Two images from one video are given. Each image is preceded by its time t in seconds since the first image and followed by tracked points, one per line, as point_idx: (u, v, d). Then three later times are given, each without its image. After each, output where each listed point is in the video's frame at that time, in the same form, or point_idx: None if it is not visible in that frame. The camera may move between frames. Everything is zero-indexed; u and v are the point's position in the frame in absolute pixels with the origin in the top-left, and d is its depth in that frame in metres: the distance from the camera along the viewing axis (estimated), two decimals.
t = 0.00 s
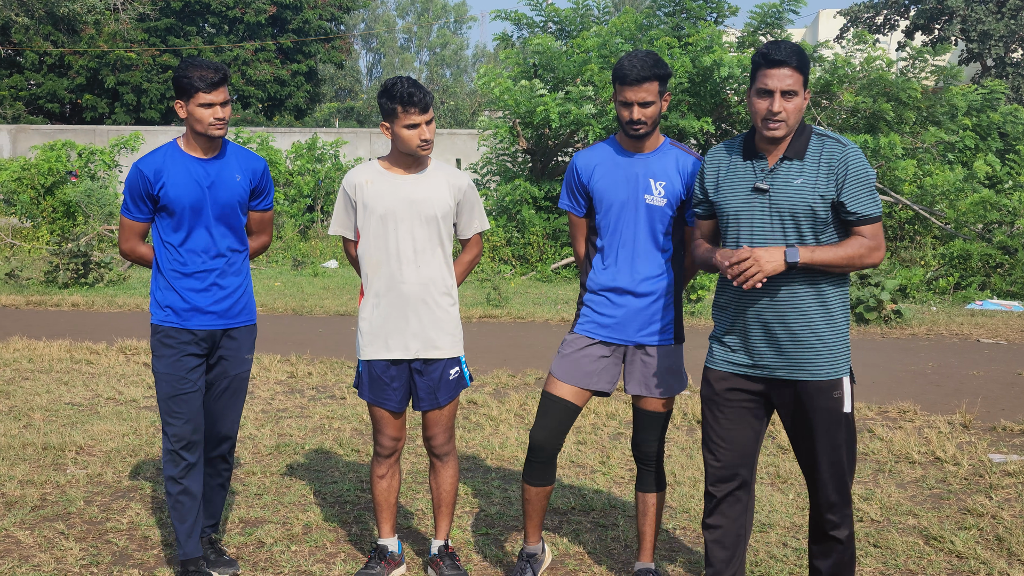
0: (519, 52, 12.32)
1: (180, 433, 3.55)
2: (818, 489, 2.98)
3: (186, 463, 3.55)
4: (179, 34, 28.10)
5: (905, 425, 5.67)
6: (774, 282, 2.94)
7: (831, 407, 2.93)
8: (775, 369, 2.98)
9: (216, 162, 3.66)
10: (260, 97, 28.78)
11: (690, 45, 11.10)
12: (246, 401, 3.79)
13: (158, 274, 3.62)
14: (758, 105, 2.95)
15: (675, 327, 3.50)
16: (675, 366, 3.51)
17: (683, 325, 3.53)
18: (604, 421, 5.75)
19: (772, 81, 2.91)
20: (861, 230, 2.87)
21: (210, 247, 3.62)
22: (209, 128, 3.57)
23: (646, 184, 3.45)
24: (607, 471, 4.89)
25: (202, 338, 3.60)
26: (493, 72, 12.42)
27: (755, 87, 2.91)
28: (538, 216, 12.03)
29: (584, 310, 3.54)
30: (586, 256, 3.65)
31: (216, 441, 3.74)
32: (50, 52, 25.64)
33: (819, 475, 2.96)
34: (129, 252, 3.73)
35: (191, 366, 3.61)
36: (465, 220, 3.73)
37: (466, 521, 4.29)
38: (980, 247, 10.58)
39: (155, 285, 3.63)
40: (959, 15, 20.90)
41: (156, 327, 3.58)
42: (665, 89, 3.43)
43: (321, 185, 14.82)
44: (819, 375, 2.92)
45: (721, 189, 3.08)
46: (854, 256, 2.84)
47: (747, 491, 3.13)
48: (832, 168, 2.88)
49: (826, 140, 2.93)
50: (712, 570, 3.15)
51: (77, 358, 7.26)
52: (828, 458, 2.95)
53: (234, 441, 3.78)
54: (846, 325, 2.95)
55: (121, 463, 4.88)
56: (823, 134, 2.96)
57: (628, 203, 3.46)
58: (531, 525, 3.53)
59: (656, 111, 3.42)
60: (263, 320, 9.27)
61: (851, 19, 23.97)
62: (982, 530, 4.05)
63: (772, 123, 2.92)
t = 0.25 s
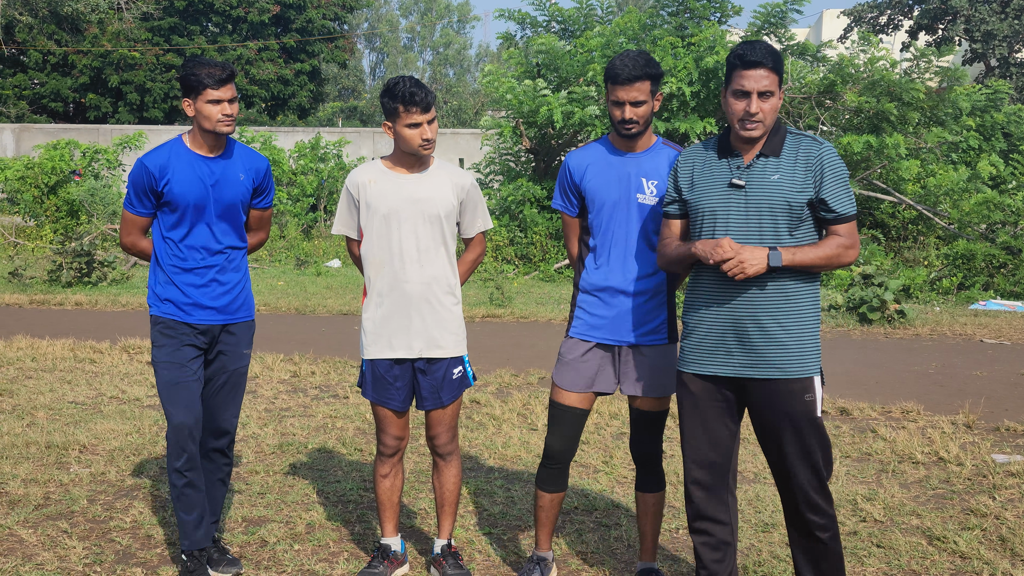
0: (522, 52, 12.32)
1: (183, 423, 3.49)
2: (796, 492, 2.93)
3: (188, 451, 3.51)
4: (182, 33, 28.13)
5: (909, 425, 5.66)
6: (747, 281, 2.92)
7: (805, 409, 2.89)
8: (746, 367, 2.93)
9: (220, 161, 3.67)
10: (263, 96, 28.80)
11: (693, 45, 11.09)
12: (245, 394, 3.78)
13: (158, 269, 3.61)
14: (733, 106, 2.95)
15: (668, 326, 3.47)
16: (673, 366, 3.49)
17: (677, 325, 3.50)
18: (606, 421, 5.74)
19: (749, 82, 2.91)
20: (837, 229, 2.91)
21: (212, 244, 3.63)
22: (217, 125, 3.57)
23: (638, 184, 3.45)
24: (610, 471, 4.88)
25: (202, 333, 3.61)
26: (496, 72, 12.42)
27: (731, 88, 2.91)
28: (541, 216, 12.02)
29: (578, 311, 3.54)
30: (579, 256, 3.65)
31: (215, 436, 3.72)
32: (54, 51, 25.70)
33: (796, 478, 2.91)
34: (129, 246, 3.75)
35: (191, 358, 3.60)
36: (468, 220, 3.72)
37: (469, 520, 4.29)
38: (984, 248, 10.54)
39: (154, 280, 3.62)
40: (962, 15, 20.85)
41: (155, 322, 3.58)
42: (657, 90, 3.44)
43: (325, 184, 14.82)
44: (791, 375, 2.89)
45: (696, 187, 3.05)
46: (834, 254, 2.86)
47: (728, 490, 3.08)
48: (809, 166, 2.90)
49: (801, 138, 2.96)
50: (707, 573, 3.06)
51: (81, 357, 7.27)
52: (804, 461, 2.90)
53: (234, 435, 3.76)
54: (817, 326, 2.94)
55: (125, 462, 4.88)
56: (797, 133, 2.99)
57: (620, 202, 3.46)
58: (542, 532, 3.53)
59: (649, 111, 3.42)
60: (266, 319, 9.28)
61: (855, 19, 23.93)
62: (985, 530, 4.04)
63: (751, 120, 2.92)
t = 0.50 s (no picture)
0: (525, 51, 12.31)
1: (183, 429, 3.57)
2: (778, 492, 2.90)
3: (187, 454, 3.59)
4: (185, 32, 28.14)
5: (912, 425, 5.65)
6: (735, 280, 2.93)
7: (789, 404, 2.89)
8: (736, 367, 2.92)
9: (220, 156, 3.67)
10: (266, 95, 28.81)
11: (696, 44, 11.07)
12: (244, 393, 3.77)
13: (158, 265, 3.60)
14: (716, 105, 2.96)
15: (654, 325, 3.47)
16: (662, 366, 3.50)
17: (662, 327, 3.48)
18: (609, 421, 5.74)
19: (733, 82, 2.92)
20: (815, 229, 2.96)
21: (212, 241, 3.63)
22: (213, 117, 3.58)
23: (620, 182, 3.46)
24: (613, 470, 4.88)
25: (203, 332, 3.61)
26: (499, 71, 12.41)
27: (715, 87, 2.91)
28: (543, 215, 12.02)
29: (564, 312, 3.54)
30: (564, 256, 3.65)
31: (215, 435, 3.71)
32: (57, 50, 25.73)
33: (778, 477, 2.89)
34: (129, 243, 3.72)
35: (192, 359, 3.60)
36: (471, 219, 3.71)
37: (471, 519, 4.28)
38: (988, 247, 10.52)
39: (153, 276, 3.61)
40: (966, 15, 20.79)
41: (156, 320, 3.57)
42: (634, 88, 3.46)
43: (328, 183, 14.81)
44: (777, 369, 2.89)
45: (676, 187, 3.05)
46: (816, 252, 2.91)
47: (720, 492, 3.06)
48: (789, 166, 2.95)
49: (779, 138, 3.01)
50: (705, 573, 3.04)
51: (84, 355, 7.28)
52: (787, 458, 2.89)
53: (234, 433, 3.74)
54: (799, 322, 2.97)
55: (128, 460, 4.89)
56: (774, 133, 3.04)
57: (602, 202, 3.47)
58: (546, 531, 3.53)
59: (626, 109, 3.45)
60: (269, 318, 9.28)
61: (858, 18, 23.88)
62: (988, 530, 4.03)
63: (733, 120, 2.94)
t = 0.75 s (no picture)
0: (527, 50, 12.30)
1: (184, 429, 3.59)
2: (742, 482, 2.87)
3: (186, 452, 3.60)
4: (187, 31, 28.15)
5: (914, 424, 5.64)
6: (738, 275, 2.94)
7: (769, 396, 2.87)
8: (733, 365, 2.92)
9: (220, 153, 3.67)
10: (268, 94, 28.80)
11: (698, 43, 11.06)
12: (245, 391, 3.76)
13: (158, 263, 3.61)
14: (700, 103, 2.96)
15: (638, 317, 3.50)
16: (646, 358, 3.51)
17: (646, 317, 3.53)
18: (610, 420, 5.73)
19: (716, 78, 2.92)
20: (804, 222, 2.99)
21: (212, 238, 3.62)
22: (209, 114, 3.59)
23: (592, 182, 3.46)
24: (614, 469, 4.88)
25: (203, 329, 3.61)
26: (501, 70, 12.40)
27: (699, 85, 2.91)
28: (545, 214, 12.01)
29: (548, 312, 3.54)
30: (543, 258, 3.65)
31: (216, 433, 3.70)
32: (60, 48, 25.76)
33: (744, 466, 2.87)
34: (129, 241, 3.73)
35: (192, 357, 3.61)
36: (473, 218, 3.71)
37: (472, 518, 4.28)
38: (990, 247, 10.51)
39: (154, 274, 3.62)
40: (968, 14, 20.74)
41: (157, 318, 3.57)
42: (598, 85, 3.43)
43: (330, 181, 14.81)
44: (762, 360, 2.88)
45: (662, 188, 3.04)
46: (807, 244, 2.94)
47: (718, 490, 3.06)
48: (776, 159, 2.97)
49: (763, 133, 3.03)
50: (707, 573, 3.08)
51: (86, 353, 7.28)
52: (757, 449, 2.87)
53: (235, 432, 3.74)
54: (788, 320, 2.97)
55: (129, 459, 4.89)
56: (758, 128, 3.06)
57: (576, 203, 3.47)
58: (544, 530, 3.53)
59: (591, 110, 3.42)
60: (271, 316, 9.29)
61: (860, 17, 23.85)
62: (990, 529, 4.03)
63: (718, 116, 2.95)
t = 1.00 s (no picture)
0: (529, 49, 12.29)
1: (187, 426, 3.59)
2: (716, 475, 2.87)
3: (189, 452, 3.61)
4: (189, 30, 28.13)
5: (916, 424, 5.63)
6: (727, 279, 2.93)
7: (751, 392, 2.85)
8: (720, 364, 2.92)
9: (225, 153, 3.67)
10: (270, 93, 28.79)
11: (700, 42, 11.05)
12: (249, 390, 3.76)
13: (163, 262, 3.61)
14: (687, 103, 2.96)
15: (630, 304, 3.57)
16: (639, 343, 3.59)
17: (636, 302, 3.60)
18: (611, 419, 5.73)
19: (701, 78, 2.92)
20: (797, 221, 2.95)
21: (217, 238, 3.62)
22: (213, 114, 3.57)
23: (571, 182, 3.46)
24: (615, 468, 4.88)
25: (208, 328, 3.61)
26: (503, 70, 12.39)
27: (684, 85, 2.91)
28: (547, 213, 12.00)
29: (541, 313, 3.53)
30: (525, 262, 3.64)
31: (220, 431, 3.70)
32: (62, 48, 25.80)
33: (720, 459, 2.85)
34: (134, 241, 3.74)
35: (197, 356, 3.61)
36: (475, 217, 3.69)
37: (473, 517, 4.28)
38: (992, 247, 10.49)
39: (159, 273, 3.62)
40: (970, 14, 20.69)
41: (162, 317, 3.58)
42: (567, 90, 3.40)
43: (331, 181, 14.80)
44: (747, 356, 2.87)
45: (653, 189, 3.05)
46: (800, 245, 2.90)
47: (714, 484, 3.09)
48: (765, 159, 2.94)
49: (755, 132, 3.00)
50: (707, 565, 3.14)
51: (87, 353, 7.29)
52: (730, 442, 2.85)
53: (238, 430, 3.74)
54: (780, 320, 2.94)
55: (130, 458, 4.89)
56: (749, 127, 3.04)
57: (559, 205, 3.47)
58: (544, 528, 3.54)
59: (565, 119, 3.42)
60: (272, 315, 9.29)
61: (862, 16, 23.82)
62: (992, 530, 4.02)
63: (706, 116, 2.94)
